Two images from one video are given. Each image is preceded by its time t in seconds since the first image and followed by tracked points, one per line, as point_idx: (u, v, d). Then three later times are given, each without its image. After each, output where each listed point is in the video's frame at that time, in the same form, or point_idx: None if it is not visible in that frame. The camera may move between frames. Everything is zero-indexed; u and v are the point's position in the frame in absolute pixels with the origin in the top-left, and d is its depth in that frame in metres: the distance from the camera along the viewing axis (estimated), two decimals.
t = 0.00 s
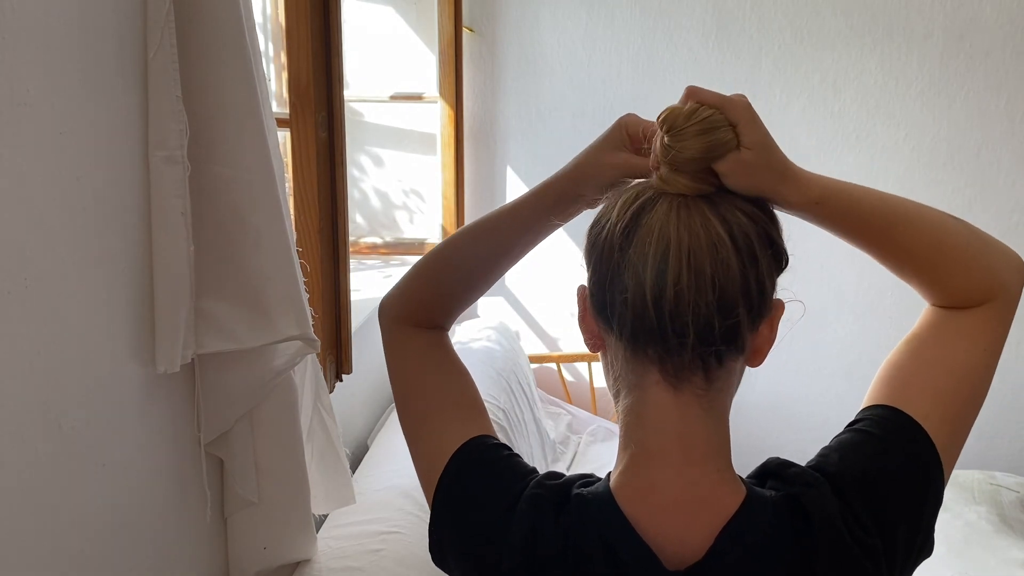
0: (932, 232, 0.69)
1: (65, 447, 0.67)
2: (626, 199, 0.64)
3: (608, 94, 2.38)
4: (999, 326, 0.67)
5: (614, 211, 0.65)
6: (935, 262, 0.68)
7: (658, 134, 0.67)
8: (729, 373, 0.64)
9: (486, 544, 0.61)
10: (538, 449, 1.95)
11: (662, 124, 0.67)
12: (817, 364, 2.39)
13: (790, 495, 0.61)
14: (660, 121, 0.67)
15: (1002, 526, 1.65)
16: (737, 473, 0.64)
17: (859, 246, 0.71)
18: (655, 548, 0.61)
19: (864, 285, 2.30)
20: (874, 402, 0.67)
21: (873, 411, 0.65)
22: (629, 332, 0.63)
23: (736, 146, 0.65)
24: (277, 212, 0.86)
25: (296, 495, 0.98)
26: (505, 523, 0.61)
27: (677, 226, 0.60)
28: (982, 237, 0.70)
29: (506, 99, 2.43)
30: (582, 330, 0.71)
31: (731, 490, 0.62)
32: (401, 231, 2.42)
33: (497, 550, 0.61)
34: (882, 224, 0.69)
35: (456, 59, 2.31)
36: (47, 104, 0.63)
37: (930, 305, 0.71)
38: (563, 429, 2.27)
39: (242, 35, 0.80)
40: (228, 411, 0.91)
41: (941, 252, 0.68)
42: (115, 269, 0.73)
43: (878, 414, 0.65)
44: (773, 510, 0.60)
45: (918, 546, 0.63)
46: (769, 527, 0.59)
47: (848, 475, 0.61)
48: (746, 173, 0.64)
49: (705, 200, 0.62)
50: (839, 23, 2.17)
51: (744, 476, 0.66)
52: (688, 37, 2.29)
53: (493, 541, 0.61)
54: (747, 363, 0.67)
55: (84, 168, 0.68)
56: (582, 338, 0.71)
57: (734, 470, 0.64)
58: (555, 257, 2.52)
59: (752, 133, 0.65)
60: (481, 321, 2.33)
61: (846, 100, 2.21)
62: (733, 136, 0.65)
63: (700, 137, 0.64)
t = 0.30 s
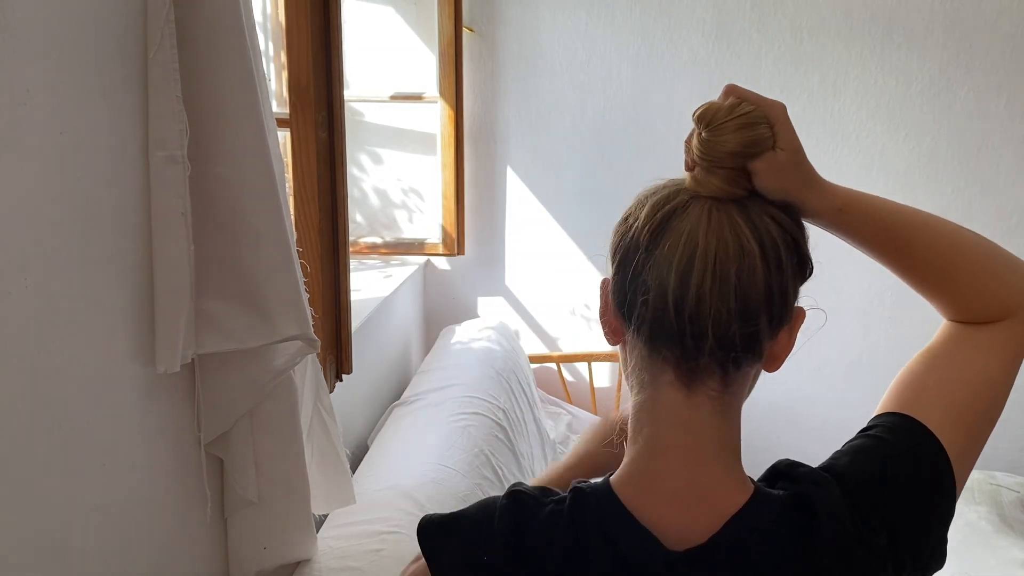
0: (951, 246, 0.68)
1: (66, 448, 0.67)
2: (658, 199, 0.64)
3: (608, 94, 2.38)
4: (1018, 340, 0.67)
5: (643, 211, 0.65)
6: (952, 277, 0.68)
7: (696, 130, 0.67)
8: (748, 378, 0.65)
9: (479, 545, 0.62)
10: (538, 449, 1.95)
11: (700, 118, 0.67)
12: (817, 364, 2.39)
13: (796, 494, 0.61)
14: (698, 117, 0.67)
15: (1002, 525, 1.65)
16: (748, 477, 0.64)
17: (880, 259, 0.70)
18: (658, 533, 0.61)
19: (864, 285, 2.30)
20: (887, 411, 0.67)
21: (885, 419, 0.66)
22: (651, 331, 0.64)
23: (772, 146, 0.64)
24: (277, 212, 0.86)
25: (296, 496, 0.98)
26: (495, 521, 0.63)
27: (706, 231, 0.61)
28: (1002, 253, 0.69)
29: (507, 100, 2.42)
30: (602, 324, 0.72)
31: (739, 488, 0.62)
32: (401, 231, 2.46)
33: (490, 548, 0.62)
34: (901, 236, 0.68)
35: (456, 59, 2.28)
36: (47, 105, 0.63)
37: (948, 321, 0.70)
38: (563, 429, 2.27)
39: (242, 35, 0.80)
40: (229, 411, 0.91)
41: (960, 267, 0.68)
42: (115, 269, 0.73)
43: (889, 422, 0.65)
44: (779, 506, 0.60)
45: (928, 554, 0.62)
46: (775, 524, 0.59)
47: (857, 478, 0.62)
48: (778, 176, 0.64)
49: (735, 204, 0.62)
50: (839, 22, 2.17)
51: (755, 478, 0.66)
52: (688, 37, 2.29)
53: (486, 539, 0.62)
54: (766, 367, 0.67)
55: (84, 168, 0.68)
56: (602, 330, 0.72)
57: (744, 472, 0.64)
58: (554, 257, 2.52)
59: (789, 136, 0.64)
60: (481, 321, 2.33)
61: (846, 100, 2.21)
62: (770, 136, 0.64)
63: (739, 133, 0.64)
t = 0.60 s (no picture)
0: (969, 256, 0.67)
1: (65, 448, 0.67)
2: (675, 215, 0.64)
3: (608, 94, 2.38)
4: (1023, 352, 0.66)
5: (659, 224, 0.65)
6: (968, 286, 0.67)
7: (714, 145, 0.65)
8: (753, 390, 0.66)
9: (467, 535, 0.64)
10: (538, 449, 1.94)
11: (719, 134, 0.65)
12: (817, 364, 2.39)
13: (779, 492, 0.61)
14: (717, 132, 0.65)
15: (1002, 525, 1.65)
16: (736, 467, 0.65)
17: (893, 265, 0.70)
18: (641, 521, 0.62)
19: (864, 285, 2.30)
20: (885, 415, 0.66)
21: (881, 422, 0.65)
22: (662, 346, 0.64)
23: (794, 160, 0.62)
24: (277, 212, 0.86)
25: (296, 495, 0.98)
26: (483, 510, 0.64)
27: (724, 254, 0.61)
28: (1020, 262, 0.68)
29: (507, 99, 2.42)
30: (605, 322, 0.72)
31: (725, 479, 0.63)
32: (401, 231, 2.47)
33: (479, 538, 0.63)
34: (917, 245, 0.67)
35: (456, 59, 2.28)
36: (47, 104, 0.63)
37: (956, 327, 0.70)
38: (563, 429, 2.27)
39: (242, 35, 0.79)
40: (228, 411, 0.91)
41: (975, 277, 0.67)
42: (115, 269, 0.73)
43: (885, 426, 0.64)
44: (761, 504, 0.61)
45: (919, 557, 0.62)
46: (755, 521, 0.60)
47: (844, 480, 0.61)
48: (799, 193, 0.63)
49: (755, 224, 0.62)
50: (839, 23, 2.17)
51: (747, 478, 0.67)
52: (688, 37, 2.29)
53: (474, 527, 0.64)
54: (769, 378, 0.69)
55: (84, 167, 0.68)
56: (605, 327, 0.73)
57: (733, 462, 0.65)
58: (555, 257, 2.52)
59: (810, 144, 0.62)
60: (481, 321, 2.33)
61: (846, 100, 2.21)
62: (791, 151, 0.62)
63: (759, 152, 0.62)
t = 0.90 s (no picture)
0: (965, 249, 0.67)
1: (65, 448, 0.67)
2: (667, 208, 0.64)
3: (608, 94, 2.38)
4: None
5: (651, 218, 0.64)
6: (965, 280, 0.67)
7: (702, 138, 0.66)
8: (751, 379, 0.66)
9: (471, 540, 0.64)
10: (538, 449, 1.94)
11: (705, 126, 0.66)
12: (817, 365, 2.39)
13: (784, 497, 0.61)
14: (703, 124, 0.66)
15: (1002, 525, 1.65)
16: (741, 473, 0.65)
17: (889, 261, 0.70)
18: (644, 527, 0.62)
19: (864, 285, 2.30)
20: (886, 416, 0.66)
21: (883, 423, 0.65)
22: (660, 340, 0.64)
23: (780, 147, 0.63)
24: (277, 212, 0.86)
25: (296, 496, 0.98)
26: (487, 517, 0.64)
27: (719, 243, 0.61)
28: (1017, 254, 0.68)
29: (506, 99, 2.42)
30: (603, 322, 0.72)
31: (729, 483, 0.63)
32: (401, 231, 2.47)
33: (483, 545, 0.63)
34: (912, 240, 0.67)
35: (456, 59, 2.27)
36: (47, 104, 0.63)
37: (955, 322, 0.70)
38: (563, 429, 2.27)
39: (242, 35, 0.79)
40: (229, 411, 0.91)
41: (972, 271, 0.67)
42: (115, 269, 0.73)
43: (887, 427, 0.65)
44: (765, 510, 0.61)
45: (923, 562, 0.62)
46: (760, 526, 0.60)
47: (849, 484, 0.61)
48: (789, 179, 0.63)
49: (748, 213, 0.62)
50: (839, 23, 2.17)
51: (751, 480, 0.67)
52: (688, 37, 2.29)
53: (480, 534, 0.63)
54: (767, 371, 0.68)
55: (84, 168, 0.68)
56: (603, 330, 0.72)
57: (738, 467, 0.65)
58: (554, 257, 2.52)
59: (796, 132, 0.63)
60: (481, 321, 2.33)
61: (846, 100, 2.21)
62: (778, 138, 0.63)
63: (745, 139, 0.63)
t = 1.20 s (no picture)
0: (962, 247, 0.67)
1: (65, 448, 0.67)
2: (677, 212, 0.63)
3: (608, 94, 2.38)
4: None
5: (661, 221, 0.64)
6: (964, 279, 0.67)
7: (711, 139, 0.66)
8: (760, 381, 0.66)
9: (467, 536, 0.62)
10: (538, 449, 1.94)
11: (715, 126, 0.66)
12: (817, 365, 2.39)
13: (792, 501, 0.61)
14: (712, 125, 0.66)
15: (1002, 525, 1.65)
16: (747, 477, 0.65)
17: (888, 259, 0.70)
18: (652, 535, 0.61)
19: (864, 285, 2.30)
20: (886, 416, 0.66)
21: (883, 425, 0.66)
22: (670, 344, 0.64)
23: (791, 148, 0.63)
24: (277, 212, 0.86)
25: (295, 495, 0.98)
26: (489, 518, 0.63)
27: (732, 247, 0.61)
28: (1014, 253, 0.68)
29: (506, 99, 2.42)
30: (608, 324, 0.71)
31: (737, 488, 0.63)
32: (401, 231, 2.47)
33: (488, 543, 0.61)
34: (911, 238, 0.67)
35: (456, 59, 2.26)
36: (47, 104, 0.63)
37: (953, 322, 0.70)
38: (563, 429, 2.27)
39: (241, 35, 0.79)
40: (229, 411, 0.91)
41: (969, 269, 0.67)
42: (115, 270, 0.73)
43: (888, 428, 0.65)
44: (773, 513, 0.61)
45: (928, 563, 0.62)
46: (768, 529, 0.60)
47: (855, 486, 0.61)
48: (799, 181, 0.63)
49: (758, 216, 0.62)
50: (839, 22, 2.17)
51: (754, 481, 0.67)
52: (688, 37, 2.29)
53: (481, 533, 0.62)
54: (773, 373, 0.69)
55: (84, 168, 0.68)
56: (608, 333, 0.72)
57: (744, 472, 0.65)
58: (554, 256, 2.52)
59: (807, 132, 0.63)
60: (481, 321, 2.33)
61: (846, 100, 2.21)
62: (789, 139, 0.63)
63: (757, 141, 0.63)
